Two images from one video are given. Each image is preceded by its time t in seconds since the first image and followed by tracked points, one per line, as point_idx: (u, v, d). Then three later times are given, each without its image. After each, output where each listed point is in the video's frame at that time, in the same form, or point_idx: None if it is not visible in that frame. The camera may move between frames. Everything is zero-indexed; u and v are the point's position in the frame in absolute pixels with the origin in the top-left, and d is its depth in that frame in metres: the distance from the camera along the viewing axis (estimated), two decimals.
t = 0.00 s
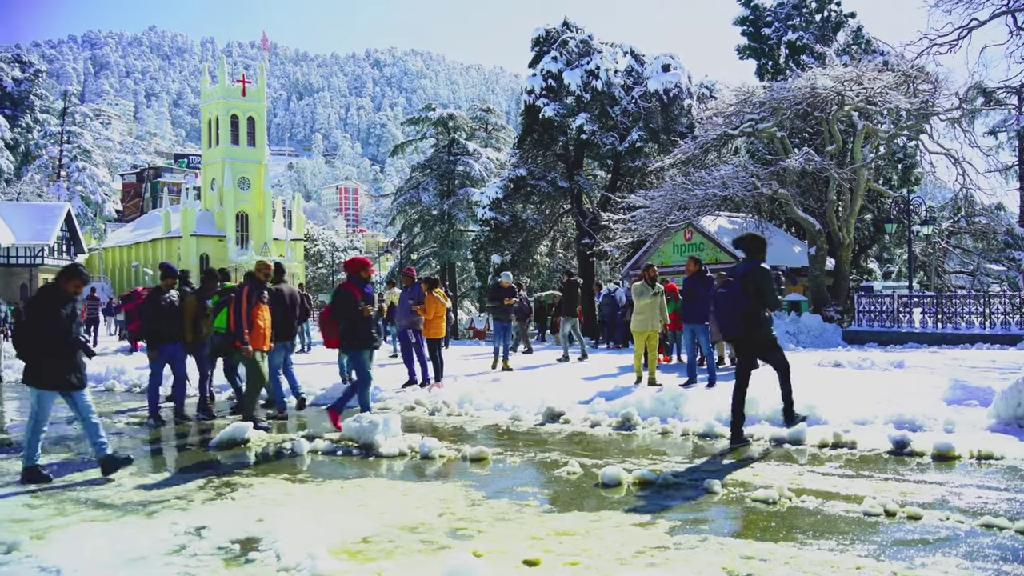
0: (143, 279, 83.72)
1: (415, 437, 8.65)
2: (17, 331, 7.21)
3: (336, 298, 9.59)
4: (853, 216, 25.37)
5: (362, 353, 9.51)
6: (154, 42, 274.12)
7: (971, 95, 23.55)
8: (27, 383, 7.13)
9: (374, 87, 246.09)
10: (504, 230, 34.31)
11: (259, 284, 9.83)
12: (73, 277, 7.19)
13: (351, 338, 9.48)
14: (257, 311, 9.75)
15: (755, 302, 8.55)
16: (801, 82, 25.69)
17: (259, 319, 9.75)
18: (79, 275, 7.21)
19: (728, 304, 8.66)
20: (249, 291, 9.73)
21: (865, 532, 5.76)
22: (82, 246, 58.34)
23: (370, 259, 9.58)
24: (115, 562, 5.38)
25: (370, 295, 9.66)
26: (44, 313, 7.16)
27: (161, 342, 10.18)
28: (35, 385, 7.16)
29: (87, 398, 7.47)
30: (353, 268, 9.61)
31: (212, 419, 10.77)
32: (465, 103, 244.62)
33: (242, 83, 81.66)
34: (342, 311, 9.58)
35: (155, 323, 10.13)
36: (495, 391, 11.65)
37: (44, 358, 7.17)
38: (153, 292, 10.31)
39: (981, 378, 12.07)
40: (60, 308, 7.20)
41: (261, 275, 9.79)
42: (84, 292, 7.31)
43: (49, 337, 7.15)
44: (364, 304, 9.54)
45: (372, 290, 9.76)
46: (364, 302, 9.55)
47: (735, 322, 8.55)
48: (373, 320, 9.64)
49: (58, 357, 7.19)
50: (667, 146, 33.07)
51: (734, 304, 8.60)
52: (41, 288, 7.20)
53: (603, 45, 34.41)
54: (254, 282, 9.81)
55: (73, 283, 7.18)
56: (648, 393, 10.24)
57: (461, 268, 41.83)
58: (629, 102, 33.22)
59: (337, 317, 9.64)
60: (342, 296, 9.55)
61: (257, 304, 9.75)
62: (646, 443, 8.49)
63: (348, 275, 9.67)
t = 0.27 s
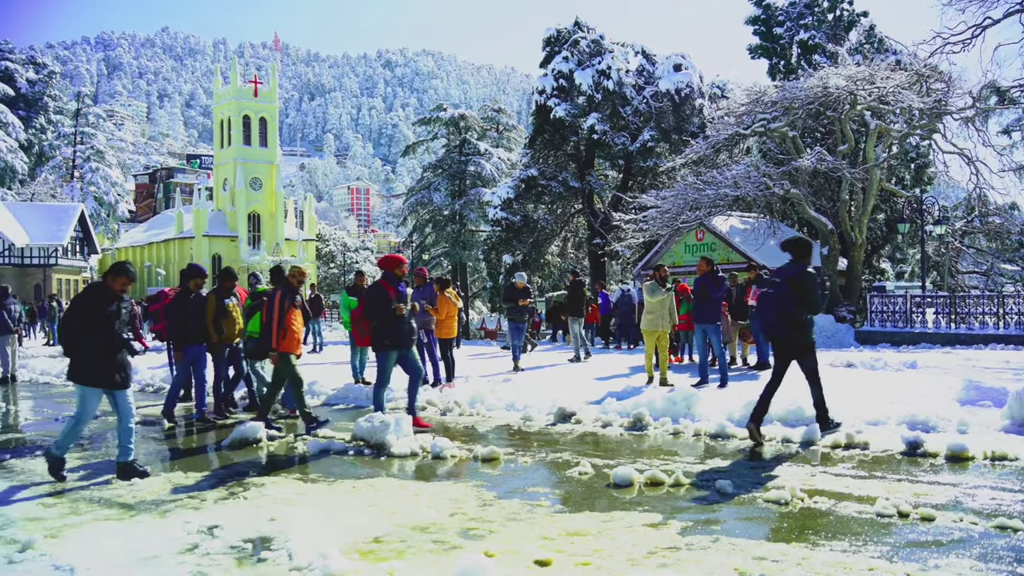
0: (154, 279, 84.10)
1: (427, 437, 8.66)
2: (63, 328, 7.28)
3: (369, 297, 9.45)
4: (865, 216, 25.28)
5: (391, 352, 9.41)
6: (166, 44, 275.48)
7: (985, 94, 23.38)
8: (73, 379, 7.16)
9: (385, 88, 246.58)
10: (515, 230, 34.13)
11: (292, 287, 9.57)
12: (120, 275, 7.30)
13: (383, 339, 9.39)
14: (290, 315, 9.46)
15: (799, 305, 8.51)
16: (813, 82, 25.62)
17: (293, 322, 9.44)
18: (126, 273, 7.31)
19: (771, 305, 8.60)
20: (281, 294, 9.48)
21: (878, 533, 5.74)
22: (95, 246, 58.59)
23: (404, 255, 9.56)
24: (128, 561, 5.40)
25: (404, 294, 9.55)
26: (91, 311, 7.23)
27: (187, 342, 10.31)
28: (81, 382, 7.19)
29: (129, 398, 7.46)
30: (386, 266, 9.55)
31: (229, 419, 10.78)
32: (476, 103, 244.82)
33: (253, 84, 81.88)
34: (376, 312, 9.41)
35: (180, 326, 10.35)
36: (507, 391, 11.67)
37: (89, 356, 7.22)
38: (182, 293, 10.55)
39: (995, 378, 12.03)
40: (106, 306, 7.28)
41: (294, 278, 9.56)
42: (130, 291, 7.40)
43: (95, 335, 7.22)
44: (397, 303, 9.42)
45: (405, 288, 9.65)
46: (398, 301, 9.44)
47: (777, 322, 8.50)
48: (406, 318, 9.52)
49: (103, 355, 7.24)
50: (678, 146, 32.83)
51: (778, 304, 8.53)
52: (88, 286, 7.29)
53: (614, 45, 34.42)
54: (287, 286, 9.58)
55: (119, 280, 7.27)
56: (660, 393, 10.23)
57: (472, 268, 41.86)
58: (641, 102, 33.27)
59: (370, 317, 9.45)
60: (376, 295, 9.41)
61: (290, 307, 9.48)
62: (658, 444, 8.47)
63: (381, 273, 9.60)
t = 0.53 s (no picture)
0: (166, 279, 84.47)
1: (439, 437, 8.66)
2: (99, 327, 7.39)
3: (408, 298, 9.17)
4: (878, 216, 25.15)
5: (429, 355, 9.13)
6: (179, 45, 276.84)
7: (999, 93, 23.31)
8: (113, 375, 7.31)
9: (396, 88, 247.06)
10: (527, 230, 34.01)
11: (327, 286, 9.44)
12: (151, 270, 7.45)
13: (421, 342, 9.11)
14: (325, 314, 9.37)
15: (836, 298, 8.59)
16: (825, 81, 25.63)
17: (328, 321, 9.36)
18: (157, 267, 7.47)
19: (808, 296, 8.68)
20: (316, 292, 9.35)
21: (891, 535, 5.71)
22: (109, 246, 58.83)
23: (445, 259, 9.23)
24: (141, 560, 5.42)
25: (443, 297, 9.24)
26: (128, 308, 7.37)
27: (209, 341, 10.41)
28: (121, 377, 7.35)
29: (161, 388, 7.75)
30: (427, 268, 9.24)
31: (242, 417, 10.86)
32: (487, 104, 245.00)
33: (265, 85, 82.12)
34: (414, 313, 9.14)
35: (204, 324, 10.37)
36: (519, 391, 11.67)
37: (127, 352, 7.36)
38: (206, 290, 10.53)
39: (1009, 379, 11.99)
40: (141, 302, 7.43)
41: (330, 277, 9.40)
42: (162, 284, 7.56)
43: (132, 330, 7.37)
44: (436, 305, 9.11)
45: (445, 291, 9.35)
46: (437, 303, 9.14)
47: (813, 313, 8.56)
48: (445, 321, 9.24)
49: (140, 350, 7.40)
50: (690, 146, 32.80)
51: (814, 295, 8.63)
52: (121, 283, 7.42)
53: (625, 45, 34.41)
54: (322, 285, 9.45)
55: (153, 276, 7.43)
56: (671, 394, 10.21)
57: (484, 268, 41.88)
58: (652, 102, 33.03)
59: (408, 319, 9.19)
60: (414, 296, 9.13)
61: (325, 306, 9.34)
62: (670, 444, 8.45)
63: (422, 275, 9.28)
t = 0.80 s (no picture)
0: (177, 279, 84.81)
1: (448, 436, 8.65)
2: (128, 332, 7.46)
3: (442, 293, 9.21)
4: (889, 216, 25.00)
5: (466, 349, 9.18)
6: (190, 46, 277.98)
7: (1011, 92, 23.22)
8: (144, 380, 7.35)
9: (406, 88, 247.52)
10: (537, 230, 34.08)
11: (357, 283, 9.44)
12: (176, 273, 7.52)
13: (458, 336, 9.16)
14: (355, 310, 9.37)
15: (861, 296, 8.78)
16: (836, 80, 25.52)
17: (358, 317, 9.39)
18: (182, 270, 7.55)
19: (835, 295, 8.86)
20: (344, 289, 9.34)
21: (902, 536, 5.70)
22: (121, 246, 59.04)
23: (480, 254, 9.37)
24: (152, 558, 5.44)
25: (477, 291, 9.32)
26: (155, 312, 7.44)
27: (229, 341, 10.38)
28: (151, 381, 7.41)
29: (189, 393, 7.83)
30: (462, 263, 9.35)
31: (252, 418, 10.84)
32: (497, 104, 245.10)
33: (276, 85, 82.29)
34: (449, 308, 9.20)
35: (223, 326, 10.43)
36: (530, 391, 11.68)
37: (156, 355, 7.41)
38: (225, 291, 10.59)
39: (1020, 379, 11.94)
40: (168, 306, 7.50)
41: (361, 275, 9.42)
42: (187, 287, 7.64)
43: (161, 334, 7.43)
44: (471, 299, 9.21)
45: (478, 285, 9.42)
46: (472, 297, 9.22)
47: (841, 311, 8.74)
48: (479, 315, 9.29)
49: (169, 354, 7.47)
50: (700, 145, 32.86)
51: (840, 294, 8.81)
52: (147, 287, 7.48)
53: (635, 44, 34.40)
54: (351, 282, 9.45)
55: (177, 278, 7.51)
56: (681, 393, 10.19)
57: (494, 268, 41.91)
58: (663, 102, 32.94)
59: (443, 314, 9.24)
60: (449, 291, 9.17)
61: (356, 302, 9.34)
62: (680, 445, 8.43)
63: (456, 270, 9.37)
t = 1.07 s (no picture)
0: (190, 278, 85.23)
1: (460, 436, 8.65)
2: (160, 335, 7.14)
3: (475, 295, 9.03)
4: (902, 217, 24.83)
5: (502, 351, 8.99)
6: (202, 46, 279.13)
7: None
8: (183, 385, 7.06)
9: (417, 88, 247.86)
10: (548, 231, 34.08)
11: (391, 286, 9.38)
12: (204, 269, 7.22)
13: (492, 338, 8.96)
14: (389, 313, 9.32)
15: (891, 301, 8.88)
16: (849, 80, 25.42)
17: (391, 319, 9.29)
18: (210, 265, 7.24)
19: (866, 300, 8.97)
20: (381, 292, 9.26)
21: (915, 537, 5.67)
22: (133, 247, 59.27)
23: (513, 255, 9.18)
24: (165, 557, 5.46)
25: (511, 292, 9.11)
26: (185, 311, 7.13)
27: (254, 341, 10.50)
28: (189, 386, 7.11)
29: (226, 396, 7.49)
30: (494, 264, 9.15)
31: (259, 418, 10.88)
32: (508, 104, 245.19)
33: (288, 86, 82.37)
34: (482, 310, 8.98)
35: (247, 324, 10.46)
36: (541, 391, 11.67)
37: (192, 358, 7.13)
38: (245, 290, 10.48)
39: None
40: (199, 305, 7.19)
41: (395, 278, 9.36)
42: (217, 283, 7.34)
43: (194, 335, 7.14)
44: (503, 301, 8.99)
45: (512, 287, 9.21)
46: (505, 299, 9.02)
47: (873, 316, 8.85)
48: (512, 318, 9.08)
49: (205, 357, 7.17)
50: (712, 145, 32.79)
51: (872, 298, 8.92)
52: (176, 289, 7.16)
53: (647, 45, 34.37)
54: (385, 284, 9.37)
55: (205, 275, 7.20)
56: (693, 394, 10.16)
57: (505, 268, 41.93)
58: (674, 101, 33.01)
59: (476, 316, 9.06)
60: (482, 293, 8.99)
61: (389, 305, 9.29)
62: (691, 445, 8.41)
63: (489, 271, 9.17)
